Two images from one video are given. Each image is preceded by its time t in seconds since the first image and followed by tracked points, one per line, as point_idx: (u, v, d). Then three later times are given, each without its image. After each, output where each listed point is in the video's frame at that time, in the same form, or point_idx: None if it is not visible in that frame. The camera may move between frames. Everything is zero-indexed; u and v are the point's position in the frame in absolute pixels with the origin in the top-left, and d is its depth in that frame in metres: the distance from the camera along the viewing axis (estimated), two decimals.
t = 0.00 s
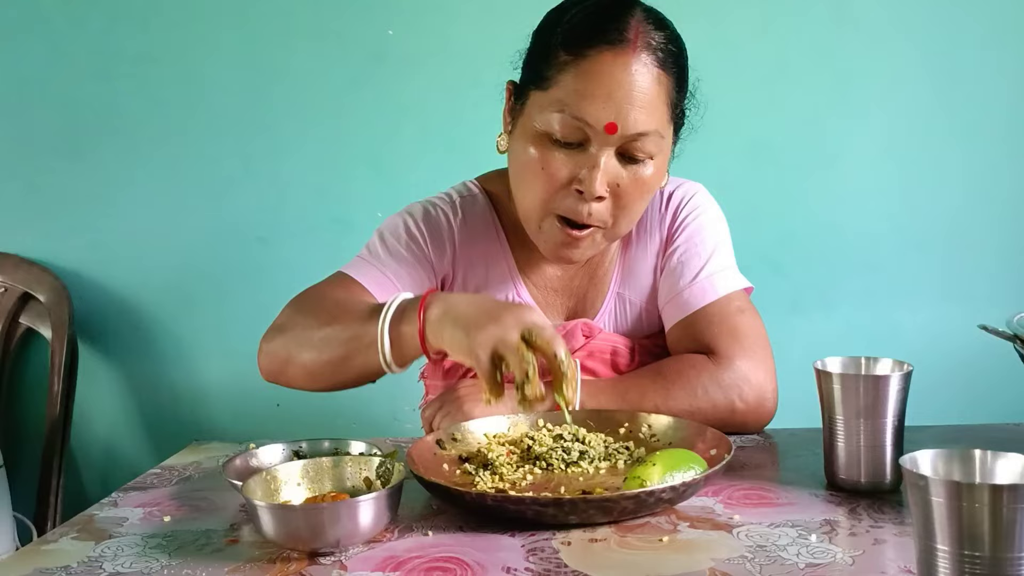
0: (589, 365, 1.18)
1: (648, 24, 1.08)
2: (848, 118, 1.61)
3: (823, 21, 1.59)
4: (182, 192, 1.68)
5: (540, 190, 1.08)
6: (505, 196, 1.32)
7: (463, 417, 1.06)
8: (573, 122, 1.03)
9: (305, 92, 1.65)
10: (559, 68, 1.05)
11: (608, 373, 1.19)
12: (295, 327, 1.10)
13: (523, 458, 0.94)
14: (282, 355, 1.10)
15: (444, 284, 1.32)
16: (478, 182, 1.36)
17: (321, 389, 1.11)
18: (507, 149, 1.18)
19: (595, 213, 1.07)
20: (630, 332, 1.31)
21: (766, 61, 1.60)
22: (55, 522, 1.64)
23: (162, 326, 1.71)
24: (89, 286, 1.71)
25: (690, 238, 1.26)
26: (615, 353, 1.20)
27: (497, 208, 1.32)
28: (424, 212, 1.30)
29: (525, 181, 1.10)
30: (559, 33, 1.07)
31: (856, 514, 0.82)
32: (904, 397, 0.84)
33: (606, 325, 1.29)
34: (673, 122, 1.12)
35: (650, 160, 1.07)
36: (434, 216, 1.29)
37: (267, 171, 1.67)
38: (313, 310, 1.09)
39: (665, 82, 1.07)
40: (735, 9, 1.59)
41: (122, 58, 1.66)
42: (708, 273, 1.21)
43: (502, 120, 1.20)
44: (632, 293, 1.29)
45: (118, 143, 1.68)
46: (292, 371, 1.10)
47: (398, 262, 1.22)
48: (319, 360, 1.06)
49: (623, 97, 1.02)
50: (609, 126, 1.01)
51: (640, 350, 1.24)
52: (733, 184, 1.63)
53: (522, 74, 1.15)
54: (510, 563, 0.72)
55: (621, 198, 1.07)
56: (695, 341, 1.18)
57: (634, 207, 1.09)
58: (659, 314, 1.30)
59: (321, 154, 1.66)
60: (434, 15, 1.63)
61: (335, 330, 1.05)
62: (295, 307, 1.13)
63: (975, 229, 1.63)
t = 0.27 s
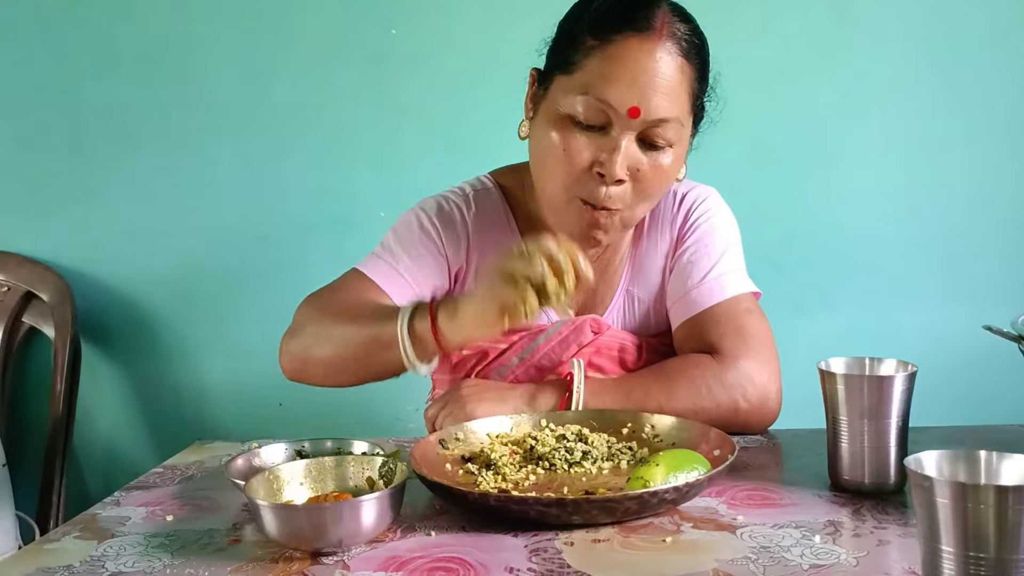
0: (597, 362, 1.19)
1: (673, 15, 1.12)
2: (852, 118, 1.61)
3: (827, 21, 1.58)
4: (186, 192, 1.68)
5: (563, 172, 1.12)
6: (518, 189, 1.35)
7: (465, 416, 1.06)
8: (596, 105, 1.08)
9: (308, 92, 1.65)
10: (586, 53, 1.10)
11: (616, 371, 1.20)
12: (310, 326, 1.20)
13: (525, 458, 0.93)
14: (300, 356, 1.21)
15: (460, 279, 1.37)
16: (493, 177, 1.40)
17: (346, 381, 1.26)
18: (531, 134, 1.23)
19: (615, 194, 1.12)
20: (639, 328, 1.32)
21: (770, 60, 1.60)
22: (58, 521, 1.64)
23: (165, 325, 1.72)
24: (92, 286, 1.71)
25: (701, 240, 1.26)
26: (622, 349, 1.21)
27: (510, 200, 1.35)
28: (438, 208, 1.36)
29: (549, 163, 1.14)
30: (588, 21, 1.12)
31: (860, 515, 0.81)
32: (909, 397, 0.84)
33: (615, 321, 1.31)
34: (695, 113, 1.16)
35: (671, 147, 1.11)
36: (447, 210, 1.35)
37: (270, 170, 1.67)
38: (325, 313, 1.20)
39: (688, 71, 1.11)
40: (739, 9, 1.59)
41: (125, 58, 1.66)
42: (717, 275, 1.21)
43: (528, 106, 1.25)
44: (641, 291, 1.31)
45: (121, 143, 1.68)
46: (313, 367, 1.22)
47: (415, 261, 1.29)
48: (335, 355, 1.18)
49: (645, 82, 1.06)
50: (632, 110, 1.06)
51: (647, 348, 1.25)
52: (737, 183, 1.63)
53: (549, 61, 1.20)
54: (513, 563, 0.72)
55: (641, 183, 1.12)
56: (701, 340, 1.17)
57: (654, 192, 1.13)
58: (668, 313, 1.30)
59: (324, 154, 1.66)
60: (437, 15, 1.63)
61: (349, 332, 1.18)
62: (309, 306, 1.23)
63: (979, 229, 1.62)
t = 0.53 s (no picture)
0: (601, 358, 1.20)
1: (673, 4, 1.11)
2: (854, 117, 1.60)
3: (830, 21, 1.58)
4: (187, 190, 1.69)
5: (565, 162, 1.12)
6: (524, 184, 1.34)
7: (466, 414, 1.06)
8: (598, 95, 1.07)
9: (309, 90, 1.65)
10: (587, 44, 1.09)
11: (619, 366, 1.21)
12: (314, 296, 1.15)
13: (525, 456, 0.93)
14: (301, 326, 1.15)
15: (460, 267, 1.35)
16: (499, 173, 1.38)
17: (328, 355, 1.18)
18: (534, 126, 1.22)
19: (619, 184, 1.11)
20: (641, 326, 1.31)
21: (772, 59, 1.60)
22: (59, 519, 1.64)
23: (166, 324, 1.72)
24: (94, 284, 1.71)
25: (706, 239, 1.25)
26: (626, 346, 1.22)
27: (518, 196, 1.33)
28: (446, 199, 1.32)
29: (551, 153, 1.14)
30: (588, 11, 1.11)
31: (861, 513, 0.81)
32: (909, 396, 0.84)
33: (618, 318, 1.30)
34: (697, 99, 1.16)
35: (673, 136, 1.11)
36: (456, 202, 1.32)
37: (271, 169, 1.67)
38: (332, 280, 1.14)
39: (689, 60, 1.10)
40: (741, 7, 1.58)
41: (127, 56, 1.66)
42: (720, 274, 1.20)
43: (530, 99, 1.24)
44: (645, 288, 1.30)
45: (123, 141, 1.68)
46: (309, 340, 1.16)
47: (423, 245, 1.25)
48: (332, 324, 1.12)
49: (647, 72, 1.06)
50: (633, 100, 1.06)
51: (649, 346, 1.24)
52: (739, 182, 1.63)
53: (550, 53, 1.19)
54: (513, 561, 0.72)
55: (643, 171, 1.11)
56: (702, 339, 1.17)
57: (657, 181, 1.13)
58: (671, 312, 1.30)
59: (325, 153, 1.66)
60: (439, 14, 1.63)
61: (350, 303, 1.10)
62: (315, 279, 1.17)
63: (980, 228, 1.62)
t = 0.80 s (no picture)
0: (602, 357, 1.19)
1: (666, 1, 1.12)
2: (855, 117, 1.60)
3: (830, 21, 1.58)
4: (187, 190, 1.69)
5: (561, 159, 1.12)
6: (526, 186, 1.34)
7: (466, 413, 1.06)
8: (592, 90, 1.07)
9: (310, 90, 1.65)
10: (581, 41, 1.10)
11: (620, 365, 1.20)
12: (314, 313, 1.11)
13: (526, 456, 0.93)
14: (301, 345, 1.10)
15: (464, 273, 1.33)
16: (499, 174, 1.39)
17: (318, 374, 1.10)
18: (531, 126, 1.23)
19: (614, 180, 1.11)
20: (641, 326, 1.31)
21: (772, 59, 1.60)
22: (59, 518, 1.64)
23: (167, 323, 1.72)
24: (95, 283, 1.71)
25: (707, 240, 1.25)
26: (626, 345, 1.22)
27: (520, 196, 1.34)
28: (448, 203, 1.31)
29: (547, 150, 1.14)
30: (582, 7, 1.12)
31: (861, 514, 0.81)
32: (909, 396, 0.84)
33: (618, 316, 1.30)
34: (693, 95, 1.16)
35: (668, 131, 1.10)
36: (458, 207, 1.31)
37: (272, 168, 1.67)
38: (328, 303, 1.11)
39: (683, 55, 1.11)
40: (742, 7, 1.58)
41: (128, 56, 1.66)
42: (722, 275, 1.20)
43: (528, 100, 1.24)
44: (645, 288, 1.30)
45: (123, 140, 1.68)
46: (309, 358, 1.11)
47: (426, 252, 1.24)
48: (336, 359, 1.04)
49: (640, 66, 1.06)
50: (627, 94, 1.06)
51: (649, 346, 1.24)
52: (739, 182, 1.63)
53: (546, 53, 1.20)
54: (513, 561, 0.72)
55: (639, 166, 1.11)
56: (702, 339, 1.17)
57: (653, 177, 1.13)
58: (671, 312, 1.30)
59: (326, 153, 1.66)
60: (439, 14, 1.63)
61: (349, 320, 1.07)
62: (317, 296, 1.14)
63: (980, 228, 1.62)
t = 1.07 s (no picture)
0: (601, 357, 1.19)
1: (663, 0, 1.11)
2: (855, 116, 1.60)
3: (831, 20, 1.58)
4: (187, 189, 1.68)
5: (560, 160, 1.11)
6: (525, 186, 1.34)
7: (466, 413, 1.06)
8: (590, 91, 1.07)
9: (310, 89, 1.65)
10: (578, 42, 1.09)
11: (620, 366, 1.20)
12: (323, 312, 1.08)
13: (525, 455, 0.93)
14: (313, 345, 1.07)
15: (468, 270, 1.32)
16: (498, 174, 1.38)
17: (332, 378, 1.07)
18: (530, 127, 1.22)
19: (614, 181, 1.11)
20: (640, 326, 1.31)
21: (773, 59, 1.60)
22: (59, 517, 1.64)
23: (166, 323, 1.71)
24: (94, 282, 1.71)
25: (706, 239, 1.25)
26: (626, 345, 1.22)
27: (519, 195, 1.33)
28: (452, 199, 1.31)
29: (546, 152, 1.13)
30: (579, 8, 1.12)
31: (861, 513, 0.81)
32: (910, 396, 0.84)
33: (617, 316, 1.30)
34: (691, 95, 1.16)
35: (667, 131, 1.10)
36: (463, 203, 1.31)
37: (272, 167, 1.67)
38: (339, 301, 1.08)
39: (681, 54, 1.10)
40: (742, 6, 1.58)
41: (128, 55, 1.66)
42: (721, 274, 1.20)
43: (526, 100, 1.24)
44: (644, 288, 1.30)
45: (123, 139, 1.68)
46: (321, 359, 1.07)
47: (433, 244, 1.23)
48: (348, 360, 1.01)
49: (638, 66, 1.05)
50: (625, 95, 1.05)
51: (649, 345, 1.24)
52: (740, 182, 1.63)
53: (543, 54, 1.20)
54: (512, 560, 0.72)
55: (639, 166, 1.11)
56: (703, 339, 1.17)
57: (652, 177, 1.13)
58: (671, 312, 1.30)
59: (326, 152, 1.66)
60: (440, 13, 1.62)
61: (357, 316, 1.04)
62: (328, 295, 1.12)
63: (981, 227, 1.62)
